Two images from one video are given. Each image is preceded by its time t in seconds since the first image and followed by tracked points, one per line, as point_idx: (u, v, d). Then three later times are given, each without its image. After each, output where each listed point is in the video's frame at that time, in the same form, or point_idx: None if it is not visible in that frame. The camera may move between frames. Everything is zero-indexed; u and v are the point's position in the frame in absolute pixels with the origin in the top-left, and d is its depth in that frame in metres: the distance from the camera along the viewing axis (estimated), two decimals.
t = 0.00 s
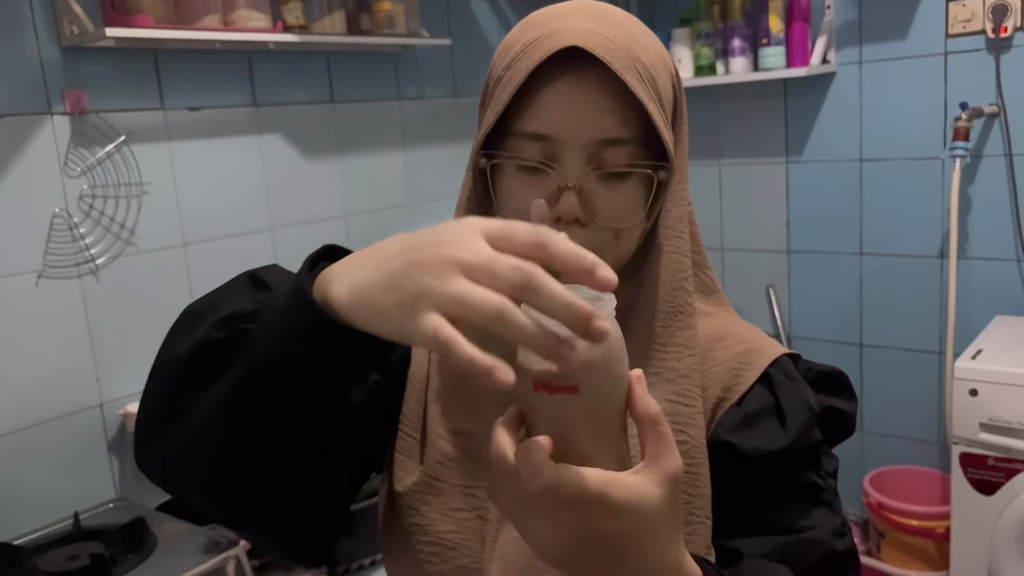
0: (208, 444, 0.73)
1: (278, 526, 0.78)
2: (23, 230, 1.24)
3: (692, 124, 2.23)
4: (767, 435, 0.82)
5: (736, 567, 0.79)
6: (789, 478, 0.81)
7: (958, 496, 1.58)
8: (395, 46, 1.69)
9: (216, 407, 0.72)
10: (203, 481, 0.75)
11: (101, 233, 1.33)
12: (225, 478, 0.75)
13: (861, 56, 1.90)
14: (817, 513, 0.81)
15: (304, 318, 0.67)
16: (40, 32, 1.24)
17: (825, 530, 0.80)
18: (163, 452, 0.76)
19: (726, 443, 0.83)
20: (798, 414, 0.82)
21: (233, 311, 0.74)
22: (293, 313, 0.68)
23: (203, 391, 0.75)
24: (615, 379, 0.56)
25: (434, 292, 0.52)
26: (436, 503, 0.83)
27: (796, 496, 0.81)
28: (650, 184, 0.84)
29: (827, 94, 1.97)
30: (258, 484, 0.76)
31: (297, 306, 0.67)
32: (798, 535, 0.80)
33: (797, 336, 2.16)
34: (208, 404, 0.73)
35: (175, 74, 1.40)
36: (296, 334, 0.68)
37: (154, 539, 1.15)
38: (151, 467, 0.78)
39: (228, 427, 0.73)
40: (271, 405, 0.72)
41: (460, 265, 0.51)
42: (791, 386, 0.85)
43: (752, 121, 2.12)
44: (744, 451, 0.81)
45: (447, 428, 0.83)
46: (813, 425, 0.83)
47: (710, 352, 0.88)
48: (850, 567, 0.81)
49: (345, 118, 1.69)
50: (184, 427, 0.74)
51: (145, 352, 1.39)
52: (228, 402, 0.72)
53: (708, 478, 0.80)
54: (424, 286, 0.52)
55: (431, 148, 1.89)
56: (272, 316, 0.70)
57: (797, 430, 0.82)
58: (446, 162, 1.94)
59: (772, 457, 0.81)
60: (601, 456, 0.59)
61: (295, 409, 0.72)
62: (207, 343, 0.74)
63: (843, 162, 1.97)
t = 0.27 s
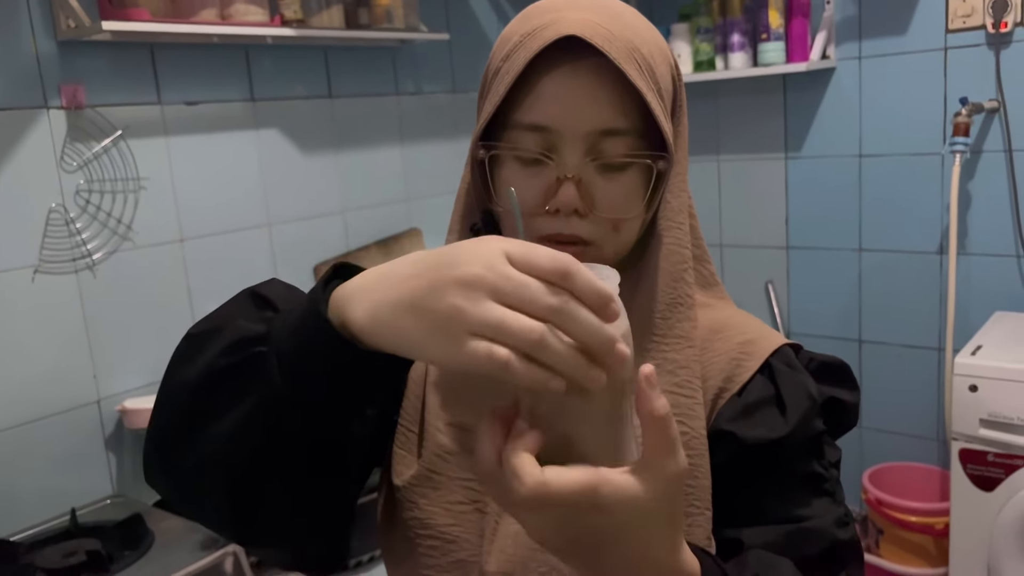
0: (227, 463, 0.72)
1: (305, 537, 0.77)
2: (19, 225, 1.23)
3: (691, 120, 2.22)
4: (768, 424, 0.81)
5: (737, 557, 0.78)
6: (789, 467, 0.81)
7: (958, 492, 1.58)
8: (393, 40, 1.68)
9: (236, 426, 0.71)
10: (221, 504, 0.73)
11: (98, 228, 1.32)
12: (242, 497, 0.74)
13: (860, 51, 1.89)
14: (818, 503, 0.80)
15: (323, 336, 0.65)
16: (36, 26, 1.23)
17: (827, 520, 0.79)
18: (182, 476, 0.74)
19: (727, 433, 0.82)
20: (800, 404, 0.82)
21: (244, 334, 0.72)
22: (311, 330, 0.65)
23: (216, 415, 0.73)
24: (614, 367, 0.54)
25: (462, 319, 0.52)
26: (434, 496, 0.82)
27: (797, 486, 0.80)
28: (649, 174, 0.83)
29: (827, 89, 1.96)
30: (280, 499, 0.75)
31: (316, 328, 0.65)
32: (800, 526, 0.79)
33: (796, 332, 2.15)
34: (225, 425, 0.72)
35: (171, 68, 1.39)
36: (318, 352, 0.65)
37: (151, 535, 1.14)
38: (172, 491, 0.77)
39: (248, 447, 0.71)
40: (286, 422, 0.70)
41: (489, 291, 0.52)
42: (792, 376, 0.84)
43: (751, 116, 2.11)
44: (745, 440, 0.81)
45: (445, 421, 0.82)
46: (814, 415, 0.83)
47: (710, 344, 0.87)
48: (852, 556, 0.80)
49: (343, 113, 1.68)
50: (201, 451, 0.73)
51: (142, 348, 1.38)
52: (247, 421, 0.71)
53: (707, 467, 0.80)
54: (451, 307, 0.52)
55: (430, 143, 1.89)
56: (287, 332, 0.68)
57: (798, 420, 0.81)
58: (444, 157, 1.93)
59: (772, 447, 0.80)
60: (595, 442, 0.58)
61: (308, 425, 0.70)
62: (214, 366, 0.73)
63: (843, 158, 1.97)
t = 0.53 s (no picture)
0: (223, 443, 0.71)
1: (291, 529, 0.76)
2: (13, 221, 1.22)
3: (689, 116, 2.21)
4: (774, 424, 0.81)
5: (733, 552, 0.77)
6: (791, 468, 0.80)
7: (956, 489, 1.58)
8: (390, 36, 1.67)
9: (241, 410, 0.71)
10: (211, 484, 0.72)
11: (93, 224, 1.31)
12: (242, 486, 0.73)
13: (859, 47, 1.89)
14: (822, 503, 0.81)
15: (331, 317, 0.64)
16: (30, 21, 1.22)
17: (830, 520, 0.80)
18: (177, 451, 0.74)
19: (733, 431, 0.81)
20: (804, 402, 0.82)
21: (265, 308, 0.74)
22: (323, 318, 0.65)
23: (222, 391, 0.74)
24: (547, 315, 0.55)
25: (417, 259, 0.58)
26: (432, 492, 0.81)
27: (802, 485, 0.81)
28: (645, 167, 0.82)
29: (826, 85, 1.96)
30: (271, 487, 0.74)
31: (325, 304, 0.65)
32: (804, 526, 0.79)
33: (794, 329, 2.15)
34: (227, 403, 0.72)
35: (167, 64, 1.38)
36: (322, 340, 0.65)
37: (147, 533, 1.14)
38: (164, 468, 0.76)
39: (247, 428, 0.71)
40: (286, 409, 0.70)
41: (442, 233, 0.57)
42: (796, 373, 0.84)
43: (749, 113, 2.11)
44: (752, 439, 0.80)
45: (444, 416, 0.82)
46: (818, 413, 0.83)
47: (711, 339, 0.86)
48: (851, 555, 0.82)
49: (340, 109, 1.67)
50: (203, 433, 0.72)
51: (138, 345, 1.38)
52: (253, 406, 0.71)
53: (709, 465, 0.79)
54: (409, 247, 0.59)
55: (427, 139, 1.88)
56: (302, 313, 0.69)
57: (804, 419, 0.81)
58: (442, 154, 1.93)
59: (779, 446, 0.80)
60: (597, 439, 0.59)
61: (311, 416, 0.70)
62: (230, 345, 0.73)
63: (841, 155, 1.96)
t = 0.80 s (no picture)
0: (231, 434, 0.71)
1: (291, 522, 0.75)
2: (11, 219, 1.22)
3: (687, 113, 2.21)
4: (772, 420, 0.81)
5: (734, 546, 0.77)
6: (790, 462, 0.80)
7: (955, 487, 1.58)
8: (388, 34, 1.67)
9: (252, 400, 0.70)
10: (221, 475, 0.72)
11: (90, 222, 1.31)
12: (253, 478, 0.73)
13: (858, 45, 1.89)
14: (820, 499, 0.80)
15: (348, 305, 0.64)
16: (27, 19, 1.21)
17: (828, 516, 0.79)
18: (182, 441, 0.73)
19: (732, 428, 0.81)
20: (804, 398, 0.82)
21: (284, 299, 0.73)
22: (340, 310, 0.64)
23: (233, 381, 0.73)
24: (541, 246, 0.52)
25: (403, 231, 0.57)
26: (433, 490, 0.81)
27: (799, 481, 0.80)
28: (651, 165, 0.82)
29: (824, 82, 1.95)
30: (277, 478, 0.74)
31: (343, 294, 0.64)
32: (802, 521, 0.79)
33: (793, 326, 2.15)
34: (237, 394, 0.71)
35: (164, 62, 1.37)
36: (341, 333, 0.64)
37: (146, 532, 1.13)
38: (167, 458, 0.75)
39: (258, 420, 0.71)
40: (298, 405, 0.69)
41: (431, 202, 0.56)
42: (795, 370, 0.84)
43: (747, 110, 2.10)
44: (750, 435, 0.80)
45: (447, 413, 0.82)
46: (818, 410, 0.82)
47: (712, 337, 0.86)
48: (851, 553, 0.80)
49: (337, 106, 1.67)
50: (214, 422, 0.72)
51: (135, 344, 1.37)
52: (264, 396, 0.71)
53: (712, 463, 0.79)
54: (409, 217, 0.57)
55: (425, 137, 1.87)
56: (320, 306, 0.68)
57: (803, 416, 0.81)
58: (440, 152, 1.92)
59: (776, 442, 0.80)
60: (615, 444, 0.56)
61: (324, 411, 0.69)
62: (244, 336, 0.72)
63: (840, 152, 1.96)
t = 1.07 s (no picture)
0: (242, 424, 0.71)
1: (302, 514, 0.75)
2: (10, 218, 1.22)
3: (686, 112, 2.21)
4: (775, 419, 0.81)
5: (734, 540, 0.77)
6: (795, 460, 0.80)
7: (955, 484, 1.58)
8: (388, 31, 1.66)
9: (262, 392, 0.70)
10: (232, 468, 0.72)
11: (90, 221, 1.31)
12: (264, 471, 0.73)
13: (857, 43, 1.89)
14: (824, 497, 0.80)
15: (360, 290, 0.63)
16: (26, 17, 1.21)
17: (832, 513, 0.78)
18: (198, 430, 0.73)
19: (735, 426, 0.81)
20: (807, 396, 0.81)
21: (297, 291, 0.73)
22: (355, 298, 0.63)
23: (247, 372, 0.73)
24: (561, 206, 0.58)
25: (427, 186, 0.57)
26: (437, 488, 0.80)
27: (802, 478, 0.80)
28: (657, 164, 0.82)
29: (824, 80, 1.96)
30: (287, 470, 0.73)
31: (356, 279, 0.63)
32: (805, 519, 0.78)
33: (793, 324, 2.15)
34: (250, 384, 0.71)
35: (163, 60, 1.37)
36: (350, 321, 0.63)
37: (146, 532, 1.13)
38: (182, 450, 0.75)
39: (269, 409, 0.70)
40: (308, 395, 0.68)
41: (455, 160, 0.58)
42: (799, 368, 0.84)
43: (747, 109, 2.10)
44: (752, 433, 0.80)
45: (452, 410, 0.82)
46: (822, 408, 0.82)
47: (716, 336, 0.87)
48: (856, 552, 0.80)
49: (337, 104, 1.66)
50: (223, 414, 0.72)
51: (135, 343, 1.37)
52: (275, 388, 0.70)
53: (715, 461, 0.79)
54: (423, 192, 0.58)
55: (425, 135, 1.87)
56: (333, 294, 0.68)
57: (806, 414, 0.80)
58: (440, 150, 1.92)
59: (779, 440, 0.80)
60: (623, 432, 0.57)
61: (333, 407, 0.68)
62: (257, 327, 0.73)
63: (840, 150, 1.96)
